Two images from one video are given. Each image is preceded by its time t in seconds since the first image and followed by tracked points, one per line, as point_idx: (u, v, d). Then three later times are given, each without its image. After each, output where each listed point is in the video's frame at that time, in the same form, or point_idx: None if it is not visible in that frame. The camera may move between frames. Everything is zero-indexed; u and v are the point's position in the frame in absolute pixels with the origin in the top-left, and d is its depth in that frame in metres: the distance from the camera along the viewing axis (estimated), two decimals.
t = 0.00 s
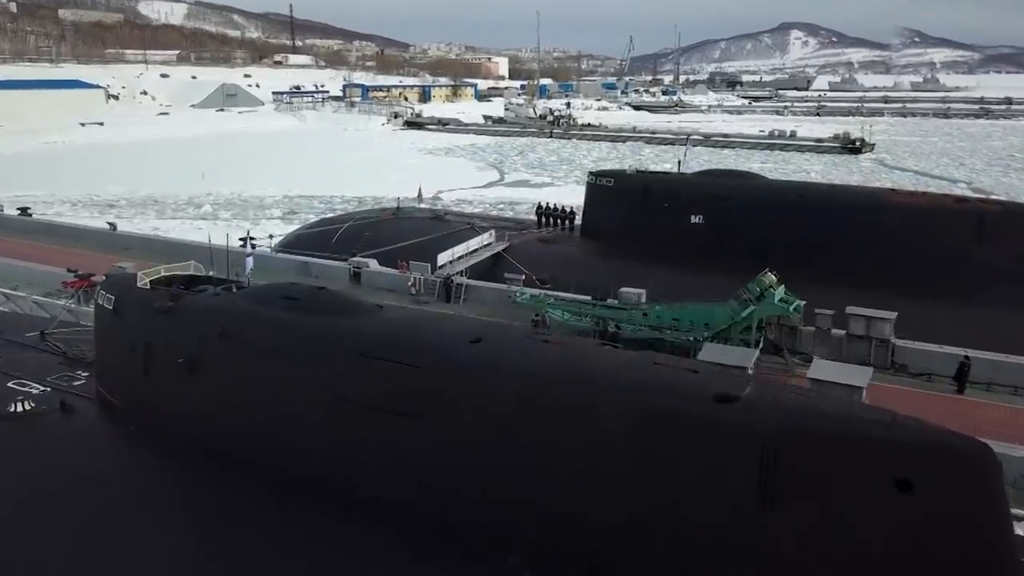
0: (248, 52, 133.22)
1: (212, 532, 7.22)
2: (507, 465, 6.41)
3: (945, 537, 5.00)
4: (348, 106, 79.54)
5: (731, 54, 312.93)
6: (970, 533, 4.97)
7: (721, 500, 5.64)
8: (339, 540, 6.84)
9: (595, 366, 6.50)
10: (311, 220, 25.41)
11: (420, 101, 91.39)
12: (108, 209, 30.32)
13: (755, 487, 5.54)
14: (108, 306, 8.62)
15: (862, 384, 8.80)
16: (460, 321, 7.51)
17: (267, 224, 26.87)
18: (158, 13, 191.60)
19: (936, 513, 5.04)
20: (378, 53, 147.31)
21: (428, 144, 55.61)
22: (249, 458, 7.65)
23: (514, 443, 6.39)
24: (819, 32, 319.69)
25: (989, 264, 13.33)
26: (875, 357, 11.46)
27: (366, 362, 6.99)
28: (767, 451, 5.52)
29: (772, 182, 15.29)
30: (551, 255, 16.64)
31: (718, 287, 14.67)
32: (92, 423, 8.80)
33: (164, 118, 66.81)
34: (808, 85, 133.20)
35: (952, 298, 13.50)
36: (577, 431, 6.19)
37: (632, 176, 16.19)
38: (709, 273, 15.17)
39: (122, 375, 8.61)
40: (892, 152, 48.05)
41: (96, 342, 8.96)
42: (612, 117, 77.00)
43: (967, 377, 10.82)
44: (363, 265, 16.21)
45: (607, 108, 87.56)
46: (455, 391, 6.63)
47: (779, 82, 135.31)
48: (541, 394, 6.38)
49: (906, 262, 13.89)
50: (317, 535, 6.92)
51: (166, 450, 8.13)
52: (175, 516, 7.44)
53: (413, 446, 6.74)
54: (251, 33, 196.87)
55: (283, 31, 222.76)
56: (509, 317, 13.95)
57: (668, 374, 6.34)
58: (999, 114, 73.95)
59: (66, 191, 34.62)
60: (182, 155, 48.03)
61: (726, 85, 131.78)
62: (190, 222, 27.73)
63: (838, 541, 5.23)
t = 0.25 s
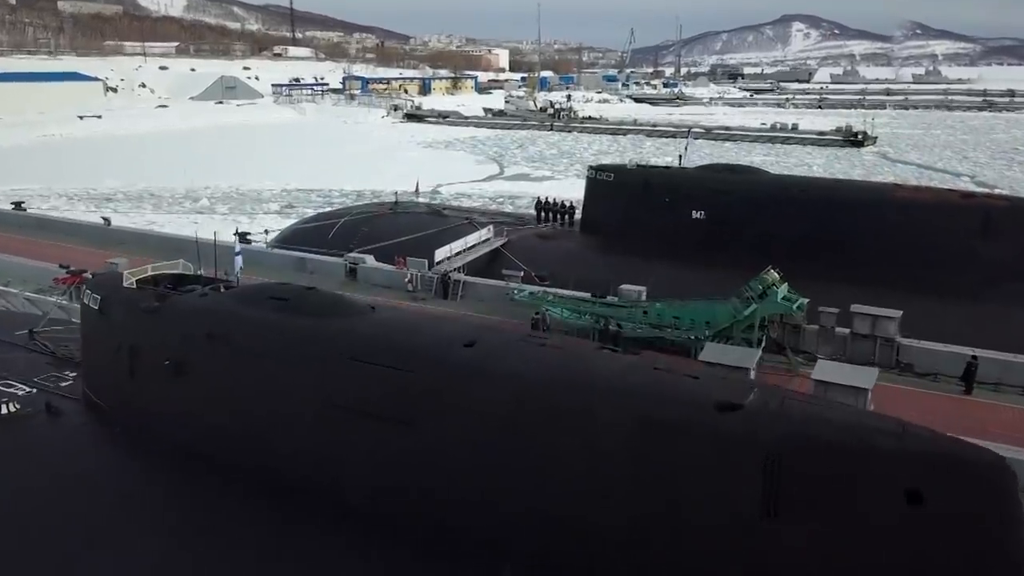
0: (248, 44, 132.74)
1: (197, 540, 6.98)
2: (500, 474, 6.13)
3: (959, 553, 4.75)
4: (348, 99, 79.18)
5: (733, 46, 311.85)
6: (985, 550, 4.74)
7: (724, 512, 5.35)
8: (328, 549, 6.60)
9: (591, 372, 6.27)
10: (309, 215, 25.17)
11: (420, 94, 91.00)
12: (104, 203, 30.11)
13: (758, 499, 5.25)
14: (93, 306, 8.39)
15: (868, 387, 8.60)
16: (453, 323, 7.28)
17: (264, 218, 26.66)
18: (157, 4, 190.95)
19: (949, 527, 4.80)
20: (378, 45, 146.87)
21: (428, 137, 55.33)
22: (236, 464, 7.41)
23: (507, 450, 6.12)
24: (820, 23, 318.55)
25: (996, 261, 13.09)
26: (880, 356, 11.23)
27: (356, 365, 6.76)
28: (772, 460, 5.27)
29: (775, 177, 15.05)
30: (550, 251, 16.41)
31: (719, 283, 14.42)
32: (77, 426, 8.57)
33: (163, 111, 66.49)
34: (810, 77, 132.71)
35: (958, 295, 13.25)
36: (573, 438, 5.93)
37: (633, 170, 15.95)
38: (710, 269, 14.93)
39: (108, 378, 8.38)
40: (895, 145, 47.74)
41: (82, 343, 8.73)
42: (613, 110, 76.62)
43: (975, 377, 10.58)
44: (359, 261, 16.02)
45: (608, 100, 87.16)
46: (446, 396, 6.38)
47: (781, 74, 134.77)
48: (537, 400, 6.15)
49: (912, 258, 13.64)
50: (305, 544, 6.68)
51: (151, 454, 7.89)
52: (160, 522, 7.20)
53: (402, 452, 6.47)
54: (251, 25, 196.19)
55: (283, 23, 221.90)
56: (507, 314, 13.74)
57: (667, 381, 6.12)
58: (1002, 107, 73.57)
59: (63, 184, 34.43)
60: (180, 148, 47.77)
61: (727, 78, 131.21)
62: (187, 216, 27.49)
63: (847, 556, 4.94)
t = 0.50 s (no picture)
0: (247, 35, 132.16)
1: (182, 548, 6.76)
2: (492, 482, 5.89)
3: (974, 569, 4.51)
4: (347, 91, 78.79)
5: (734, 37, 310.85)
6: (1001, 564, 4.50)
7: (725, 524, 5.10)
8: (316, 558, 6.37)
9: (587, 377, 6.06)
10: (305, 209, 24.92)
11: (420, 86, 90.58)
12: (100, 196, 29.88)
13: (762, 511, 5.00)
14: (78, 306, 8.17)
15: (872, 389, 8.40)
16: (446, 325, 7.08)
17: (261, 212, 26.43)
18: None
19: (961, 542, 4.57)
20: (378, 37, 146.31)
21: (427, 129, 55.05)
22: (222, 470, 7.19)
23: (499, 458, 5.88)
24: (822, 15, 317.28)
25: (1002, 257, 12.86)
26: (884, 356, 11.00)
27: (344, 369, 6.56)
28: (776, 471, 5.05)
29: (777, 171, 14.83)
30: (549, 247, 16.21)
31: (721, 279, 14.20)
32: (61, 429, 8.36)
33: (162, 103, 66.14)
34: (811, 69, 132.09)
35: (964, 293, 13.01)
36: (568, 446, 5.70)
37: (633, 164, 15.72)
38: (711, 265, 14.71)
39: (92, 380, 8.16)
40: (897, 137, 47.42)
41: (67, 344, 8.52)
42: (613, 102, 76.20)
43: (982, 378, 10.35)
44: (355, 256, 15.81)
45: (608, 92, 86.78)
46: (437, 402, 6.17)
47: (782, 67, 134.13)
48: (529, 407, 5.94)
49: (916, 254, 13.42)
50: (291, 554, 6.45)
51: (136, 459, 7.67)
52: (143, 531, 6.98)
53: (391, 459, 6.23)
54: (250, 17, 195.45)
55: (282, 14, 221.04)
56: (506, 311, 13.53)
57: (666, 387, 5.91)
58: (1005, 99, 73.13)
59: (59, 177, 34.17)
60: (178, 141, 47.49)
61: (729, 70, 130.64)
62: (183, 210, 27.25)
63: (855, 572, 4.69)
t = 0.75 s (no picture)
0: (246, 27, 131.67)
1: (166, 557, 6.55)
2: (485, 491, 5.66)
3: None
4: (347, 83, 78.44)
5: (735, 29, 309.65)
6: None
7: (727, 539, 4.87)
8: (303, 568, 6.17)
9: (584, 383, 5.84)
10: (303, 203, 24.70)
11: (420, 78, 90.18)
12: (97, 190, 29.63)
13: (766, 525, 4.77)
14: (62, 306, 7.95)
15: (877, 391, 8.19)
16: (439, 328, 6.86)
17: (258, 206, 26.20)
18: None
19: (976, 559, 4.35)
20: (378, 29, 145.67)
21: (427, 122, 54.75)
22: (209, 476, 6.97)
23: (492, 468, 5.65)
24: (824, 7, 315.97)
25: (1010, 253, 12.63)
26: (889, 355, 10.78)
27: (333, 374, 6.35)
28: (779, 483, 4.83)
29: (779, 166, 14.61)
30: (548, 242, 15.99)
31: (722, 275, 13.97)
32: (46, 432, 8.15)
33: (160, 95, 65.82)
34: (813, 61, 131.47)
35: (970, 289, 12.79)
36: (563, 455, 5.47)
37: (634, 158, 15.51)
38: (713, 260, 14.48)
39: (78, 382, 7.95)
40: (900, 130, 47.10)
41: (52, 345, 8.31)
42: (614, 94, 75.82)
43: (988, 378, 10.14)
44: (351, 252, 15.59)
45: (609, 84, 86.42)
46: (428, 408, 5.94)
47: (784, 58, 133.52)
48: (523, 414, 5.71)
49: (922, 250, 13.18)
50: (278, 564, 6.24)
51: (122, 464, 7.46)
52: (127, 538, 6.77)
53: (381, 467, 6.00)
54: (250, 9, 194.75)
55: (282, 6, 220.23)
56: (504, 308, 13.30)
57: (665, 394, 5.70)
58: (1009, 91, 72.71)
59: (56, 171, 33.93)
60: (176, 134, 47.23)
61: (730, 61, 130.04)
62: (180, 204, 27.03)
63: None
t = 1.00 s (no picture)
0: (245, 17, 130.99)
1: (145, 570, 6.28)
2: (473, 505, 5.37)
3: None
4: (346, 74, 78.00)
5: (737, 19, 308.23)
6: None
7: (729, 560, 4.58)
8: None
9: (578, 393, 5.58)
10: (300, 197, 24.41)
11: (420, 69, 89.67)
12: (92, 183, 29.34)
13: (770, 545, 4.48)
14: (43, 307, 7.70)
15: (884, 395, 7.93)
16: (431, 331, 6.61)
17: (255, 199, 25.92)
18: None
19: None
20: (377, 19, 144.90)
21: (427, 113, 54.37)
22: (190, 485, 6.70)
23: (481, 481, 5.36)
24: None
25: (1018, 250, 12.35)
26: (895, 355, 10.52)
27: (318, 381, 6.10)
28: (784, 500, 4.56)
29: (782, 159, 14.35)
30: (546, 237, 15.73)
31: (724, 271, 13.70)
32: (26, 437, 7.89)
33: (158, 86, 65.42)
34: (815, 52, 130.78)
35: (977, 286, 12.51)
36: (556, 467, 5.20)
37: (635, 151, 15.25)
38: (714, 255, 14.20)
39: (58, 385, 7.69)
40: (903, 121, 46.72)
41: (33, 347, 8.04)
42: (615, 85, 75.35)
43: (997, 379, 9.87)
44: (346, 247, 15.32)
45: (610, 75, 85.94)
46: (416, 417, 5.69)
47: (786, 49, 132.81)
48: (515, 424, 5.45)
49: (927, 245, 12.90)
50: None
51: (101, 472, 7.19)
52: (104, 549, 6.50)
53: (365, 479, 5.71)
54: None
55: None
56: (501, 305, 13.05)
57: (664, 405, 5.45)
58: (1012, 82, 72.22)
59: (51, 163, 33.64)
60: (173, 125, 46.89)
61: (732, 52, 129.34)
62: (176, 196, 26.74)
63: None
